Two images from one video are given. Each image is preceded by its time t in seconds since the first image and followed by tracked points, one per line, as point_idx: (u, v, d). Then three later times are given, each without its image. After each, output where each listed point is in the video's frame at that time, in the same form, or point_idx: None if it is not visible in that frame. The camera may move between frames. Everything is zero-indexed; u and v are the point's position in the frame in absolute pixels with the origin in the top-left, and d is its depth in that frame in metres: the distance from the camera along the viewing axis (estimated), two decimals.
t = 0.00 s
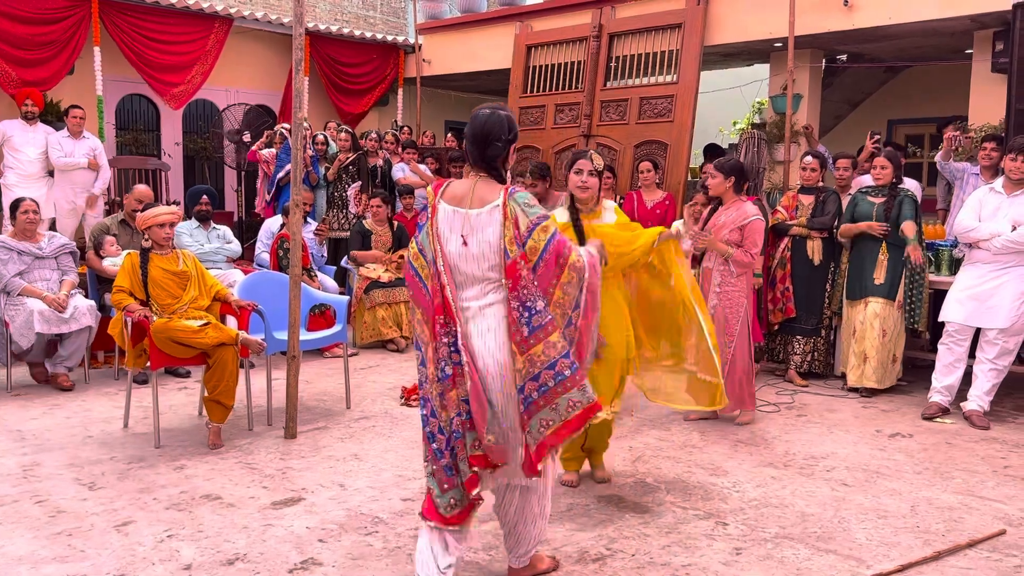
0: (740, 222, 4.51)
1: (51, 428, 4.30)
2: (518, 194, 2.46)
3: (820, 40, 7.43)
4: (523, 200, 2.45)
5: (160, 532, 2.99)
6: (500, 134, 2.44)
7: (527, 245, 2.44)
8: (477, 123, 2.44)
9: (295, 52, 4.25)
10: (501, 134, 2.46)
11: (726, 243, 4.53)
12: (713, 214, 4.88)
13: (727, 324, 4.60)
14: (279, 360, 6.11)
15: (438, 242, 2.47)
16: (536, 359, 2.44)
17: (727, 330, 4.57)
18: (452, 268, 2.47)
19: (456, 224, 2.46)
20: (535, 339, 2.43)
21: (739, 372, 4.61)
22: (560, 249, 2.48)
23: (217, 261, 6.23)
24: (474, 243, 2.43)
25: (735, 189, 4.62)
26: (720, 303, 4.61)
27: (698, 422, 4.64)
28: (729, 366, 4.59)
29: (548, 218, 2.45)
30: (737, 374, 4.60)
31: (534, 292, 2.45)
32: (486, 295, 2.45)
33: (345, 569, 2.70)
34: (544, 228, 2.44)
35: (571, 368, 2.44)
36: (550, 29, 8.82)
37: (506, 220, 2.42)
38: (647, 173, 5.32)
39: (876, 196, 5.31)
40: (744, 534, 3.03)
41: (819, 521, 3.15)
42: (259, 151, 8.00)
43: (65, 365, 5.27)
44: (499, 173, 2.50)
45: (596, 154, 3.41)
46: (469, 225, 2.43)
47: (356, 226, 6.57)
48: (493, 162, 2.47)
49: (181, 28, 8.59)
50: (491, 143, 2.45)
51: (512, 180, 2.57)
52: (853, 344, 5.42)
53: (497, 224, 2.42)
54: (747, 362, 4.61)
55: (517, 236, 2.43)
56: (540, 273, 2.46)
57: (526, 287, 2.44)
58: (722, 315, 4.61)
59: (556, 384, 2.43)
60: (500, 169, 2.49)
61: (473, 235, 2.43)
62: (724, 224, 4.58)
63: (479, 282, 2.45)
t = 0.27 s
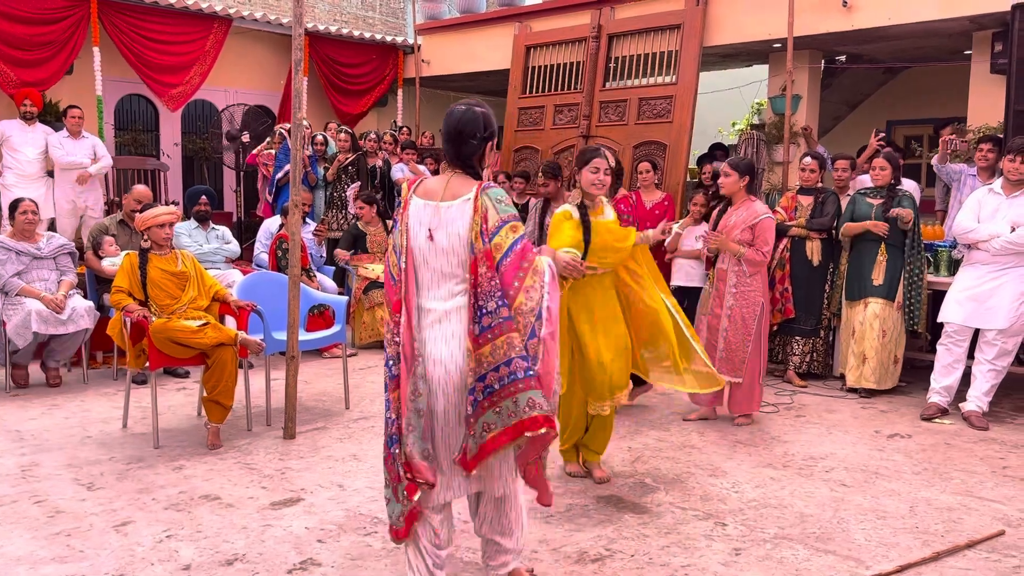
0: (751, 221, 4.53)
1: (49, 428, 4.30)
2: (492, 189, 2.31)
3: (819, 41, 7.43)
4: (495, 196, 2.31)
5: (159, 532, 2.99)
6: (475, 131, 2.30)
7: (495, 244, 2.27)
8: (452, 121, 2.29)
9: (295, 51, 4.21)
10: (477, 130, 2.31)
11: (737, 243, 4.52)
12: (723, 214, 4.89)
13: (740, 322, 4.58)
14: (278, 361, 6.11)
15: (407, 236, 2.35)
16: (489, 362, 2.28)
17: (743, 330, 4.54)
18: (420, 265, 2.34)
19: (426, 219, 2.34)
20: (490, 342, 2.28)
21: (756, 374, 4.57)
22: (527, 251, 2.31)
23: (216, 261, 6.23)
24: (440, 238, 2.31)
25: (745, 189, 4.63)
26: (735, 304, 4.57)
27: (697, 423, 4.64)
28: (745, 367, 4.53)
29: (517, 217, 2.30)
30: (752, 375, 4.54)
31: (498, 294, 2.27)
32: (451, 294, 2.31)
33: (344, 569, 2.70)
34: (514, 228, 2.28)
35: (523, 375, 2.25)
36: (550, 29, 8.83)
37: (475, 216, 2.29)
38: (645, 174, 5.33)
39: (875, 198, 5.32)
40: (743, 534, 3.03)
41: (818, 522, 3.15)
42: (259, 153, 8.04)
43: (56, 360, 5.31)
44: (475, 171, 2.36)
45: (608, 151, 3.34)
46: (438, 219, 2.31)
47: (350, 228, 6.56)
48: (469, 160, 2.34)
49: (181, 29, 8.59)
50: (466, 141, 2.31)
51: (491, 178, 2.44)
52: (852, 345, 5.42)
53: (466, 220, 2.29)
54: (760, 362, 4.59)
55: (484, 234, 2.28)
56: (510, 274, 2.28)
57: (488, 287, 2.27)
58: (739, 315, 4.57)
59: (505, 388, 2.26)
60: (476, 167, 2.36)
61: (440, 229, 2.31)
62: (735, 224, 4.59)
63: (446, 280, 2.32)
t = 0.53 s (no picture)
0: (760, 222, 4.51)
1: (48, 429, 4.29)
2: (483, 189, 2.29)
3: (818, 42, 7.43)
4: (486, 198, 2.28)
5: (158, 533, 2.99)
6: (461, 129, 2.25)
7: (482, 249, 2.25)
8: (438, 118, 2.25)
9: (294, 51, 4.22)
10: (463, 129, 2.26)
11: (747, 245, 4.52)
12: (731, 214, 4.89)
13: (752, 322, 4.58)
14: (278, 361, 6.11)
15: (396, 230, 2.35)
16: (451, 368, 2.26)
17: (755, 331, 4.54)
18: (405, 263, 2.35)
19: (415, 219, 2.31)
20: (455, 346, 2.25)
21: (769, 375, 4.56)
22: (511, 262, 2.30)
23: (215, 262, 6.22)
24: (429, 240, 2.28)
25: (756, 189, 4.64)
26: (746, 305, 4.57)
27: (696, 423, 4.64)
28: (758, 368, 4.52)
29: (507, 223, 2.29)
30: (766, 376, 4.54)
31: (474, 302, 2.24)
32: (432, 297, 2.31)
33: (344, 570, 2.70)
34: (503, 231, 2.28)
35: (475, 388, 2.20)
36: (549, 30, 8.83)
37: (466, 218, 2.26)
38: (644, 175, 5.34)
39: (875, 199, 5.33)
40: (743, 535, 3.04)
41: (817, 523, 3.15)
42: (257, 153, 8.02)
43: (57, 360, 5.32)
44: (462, 170, 2.32)
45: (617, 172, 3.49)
46: (427, 220, 2.29)
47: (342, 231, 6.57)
48: (456, 158, 2.30)
49: (180, 29, 8.59)
50: (452, 139, 2.26)
51: (479, 177, 2.40)
52: (851, 346, 5.41)
53: (456, 222, 2.26)
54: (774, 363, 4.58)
55: (471, 238, 2.25)
56: (491, 283, 2.25)
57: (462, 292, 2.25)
58: (749, 315, 4.56)
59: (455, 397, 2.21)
60: (463, 165, 2.32)
61: (431, 231, 2.28)
62: (744, 226, 4.59)
63: (429, 282, 2.31)
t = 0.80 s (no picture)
0: (766, 223, 4.53)
1: (48, 429, 4.29)
2: (483, 190, 2.28)
3: (818, 42, 7.43)
4: (488, 198, 2.27)
5: (157, 533, 2.99)
6: (460, 130, 2.24)
7: (479, 253, 2.23)
8: (437, 118, 2.25)
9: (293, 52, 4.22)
10: (463, 129, 2.26)
11: (753, 244, 4.53)
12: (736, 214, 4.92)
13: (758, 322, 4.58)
14: (277, 361, 6.11)
15: (397, 229, 2.39)
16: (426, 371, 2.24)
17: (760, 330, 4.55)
18: (407, 265, 2.37)
19: (415, 222, 2.32)
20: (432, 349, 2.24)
21: (774, 374, 4.57)
22: (506, 266, 2.30)
23: (215, 262, 6.22)
24: (429, 243, 2.29)
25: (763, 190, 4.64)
26: (750, 305, 4.58)
27: (696, 423, 4.64)
28: (765, 368, 4.53)
29: (505, 224, 2.29)
30: (773, 376, 4.54)
31: (467, 307, 2.22)
32: (435, 300, 2.31)
33: (343, 570, 2.70)
34: (501, 233, 2.27)
35: (432, 393, 2.15)
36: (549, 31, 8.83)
37: (465, 219, 2.24)
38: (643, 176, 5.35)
39: (875, 200, 5.32)
40: (742, 535, 3.03)
41: (817, 523, 3.15)
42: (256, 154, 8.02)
43: (58, 361, 5.32)
44: (461, 171, 2.32)
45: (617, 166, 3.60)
46: (426, 223, 2.29)
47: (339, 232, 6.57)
48: (456, 159, 2.29)
49: (180, 29, 8.59)
50: (452, 139, 2.26)
51: (479, 178, 2.39)
52: (851, 346, 5.41)
53: (456, 223, 2.25)
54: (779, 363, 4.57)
55: (467, 240, 2.22)
56: (479, 288, 2.23)
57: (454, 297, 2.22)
58: (753, 315, 4.58)
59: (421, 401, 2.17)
60: (462, 166, 2.31)
61: (431, 233, 2.28)
62: (750, 226, 4.60)
63: (431, 286, 2.31)
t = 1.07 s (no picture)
0: (771, 224, 4.57)
1: (48, 430, 4.29)
2: (481, 190, 2.28)
3: (817, 43, 7.43)
4: (486, 199, 2.27)
5: (157, 533, 2.99)
6: (461, 129, 2.24)
7: (478, 255, 2.23)
8: (437, 117, 2.25)
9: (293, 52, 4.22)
10: (463, 129, 2.26)
11: (757, 245, 4.56)
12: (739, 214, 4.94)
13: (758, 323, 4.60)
14: (277, 362, 6.11)
15: (394, 230, 2.39)
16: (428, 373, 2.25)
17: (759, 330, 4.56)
18: (406, 267, 2.37)
19: (412, 223, 2.32)
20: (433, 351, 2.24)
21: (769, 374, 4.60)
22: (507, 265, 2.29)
23: (214, 263, 6.22)
24: (427, 244, 2.28)
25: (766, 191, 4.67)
26: (751, 305, 4.60)
27: (695, 424, 4.64)
28: (760, 368, 4.54)
29: (504, 223, 2.29)
30: (767, 375, 4.57)
31: (468, 310, 2.22)
32: (434, 301, 2.31)
33: (342, 571, 2.70)
34: (500, 232, 2.27)
35: (437, 398, 2.16)
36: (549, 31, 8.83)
37: (461, 221, 2.24)
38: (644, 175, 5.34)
39: (874, 201, 5.32)
40: (742, 536, 3.03)
41: (816, 524, 3.15)
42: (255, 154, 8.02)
43: (58, 361, 5.32)
44: (460, 171, 2.32)
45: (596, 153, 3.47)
46: (424, 224, 2.29)
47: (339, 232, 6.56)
48: (456, 158, 2.29)
49: (179, 29, 8.59)
50: (452, 139, 2.25)
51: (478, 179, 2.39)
52: (850, 347, 5.41)
53: (453, 224, 2.25)
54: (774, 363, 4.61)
55: (466, 243, 2.22)
56: (480, 289, 2.23)
57: (454, 300, 2.22)
58: (754, 316, 4.59)
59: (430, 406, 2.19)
60: (462, 166, 2.31)
61: (427, 235, 2.28)
62: (753, 227, 4.63)
63: (429, 287, 2.31)
